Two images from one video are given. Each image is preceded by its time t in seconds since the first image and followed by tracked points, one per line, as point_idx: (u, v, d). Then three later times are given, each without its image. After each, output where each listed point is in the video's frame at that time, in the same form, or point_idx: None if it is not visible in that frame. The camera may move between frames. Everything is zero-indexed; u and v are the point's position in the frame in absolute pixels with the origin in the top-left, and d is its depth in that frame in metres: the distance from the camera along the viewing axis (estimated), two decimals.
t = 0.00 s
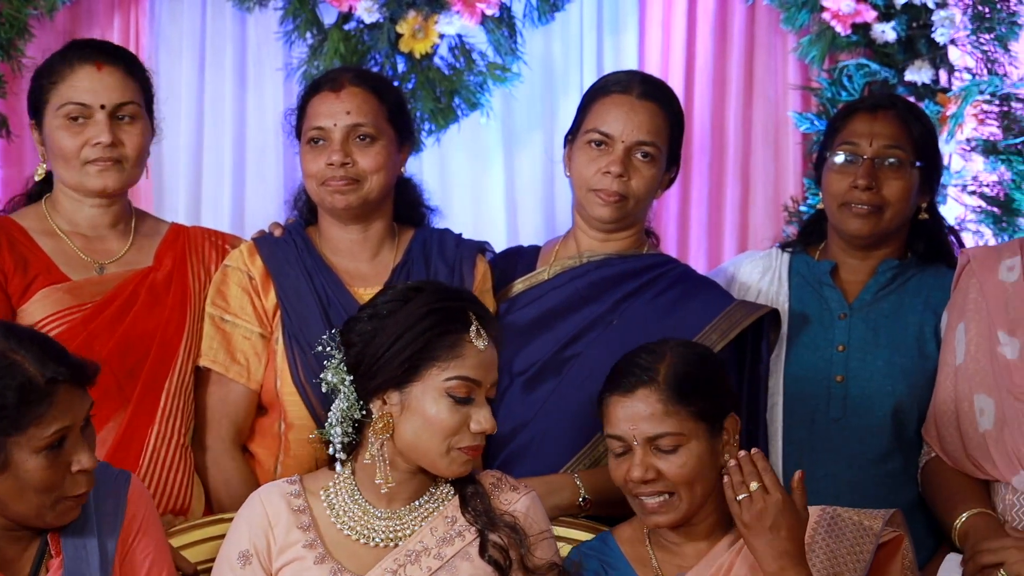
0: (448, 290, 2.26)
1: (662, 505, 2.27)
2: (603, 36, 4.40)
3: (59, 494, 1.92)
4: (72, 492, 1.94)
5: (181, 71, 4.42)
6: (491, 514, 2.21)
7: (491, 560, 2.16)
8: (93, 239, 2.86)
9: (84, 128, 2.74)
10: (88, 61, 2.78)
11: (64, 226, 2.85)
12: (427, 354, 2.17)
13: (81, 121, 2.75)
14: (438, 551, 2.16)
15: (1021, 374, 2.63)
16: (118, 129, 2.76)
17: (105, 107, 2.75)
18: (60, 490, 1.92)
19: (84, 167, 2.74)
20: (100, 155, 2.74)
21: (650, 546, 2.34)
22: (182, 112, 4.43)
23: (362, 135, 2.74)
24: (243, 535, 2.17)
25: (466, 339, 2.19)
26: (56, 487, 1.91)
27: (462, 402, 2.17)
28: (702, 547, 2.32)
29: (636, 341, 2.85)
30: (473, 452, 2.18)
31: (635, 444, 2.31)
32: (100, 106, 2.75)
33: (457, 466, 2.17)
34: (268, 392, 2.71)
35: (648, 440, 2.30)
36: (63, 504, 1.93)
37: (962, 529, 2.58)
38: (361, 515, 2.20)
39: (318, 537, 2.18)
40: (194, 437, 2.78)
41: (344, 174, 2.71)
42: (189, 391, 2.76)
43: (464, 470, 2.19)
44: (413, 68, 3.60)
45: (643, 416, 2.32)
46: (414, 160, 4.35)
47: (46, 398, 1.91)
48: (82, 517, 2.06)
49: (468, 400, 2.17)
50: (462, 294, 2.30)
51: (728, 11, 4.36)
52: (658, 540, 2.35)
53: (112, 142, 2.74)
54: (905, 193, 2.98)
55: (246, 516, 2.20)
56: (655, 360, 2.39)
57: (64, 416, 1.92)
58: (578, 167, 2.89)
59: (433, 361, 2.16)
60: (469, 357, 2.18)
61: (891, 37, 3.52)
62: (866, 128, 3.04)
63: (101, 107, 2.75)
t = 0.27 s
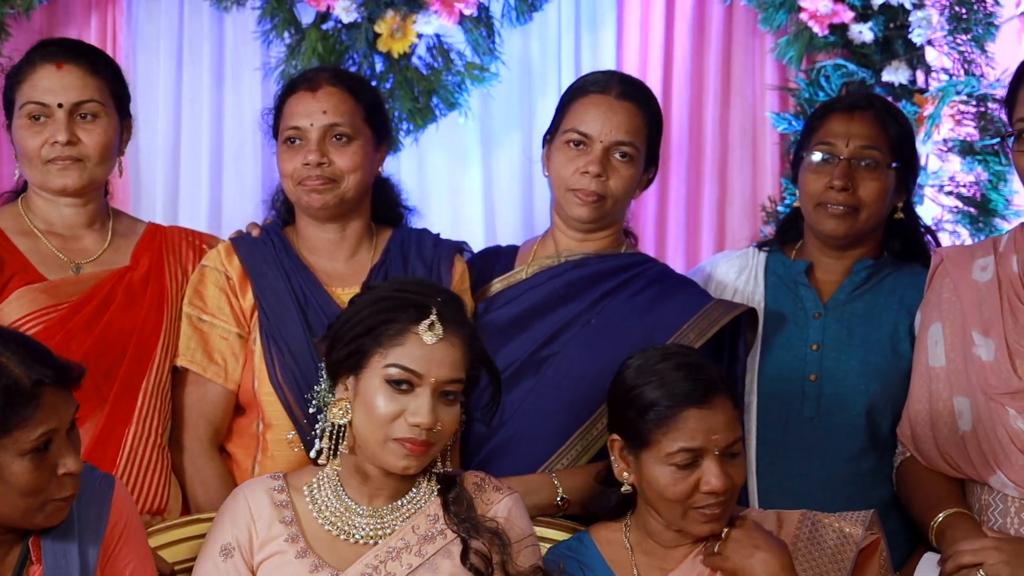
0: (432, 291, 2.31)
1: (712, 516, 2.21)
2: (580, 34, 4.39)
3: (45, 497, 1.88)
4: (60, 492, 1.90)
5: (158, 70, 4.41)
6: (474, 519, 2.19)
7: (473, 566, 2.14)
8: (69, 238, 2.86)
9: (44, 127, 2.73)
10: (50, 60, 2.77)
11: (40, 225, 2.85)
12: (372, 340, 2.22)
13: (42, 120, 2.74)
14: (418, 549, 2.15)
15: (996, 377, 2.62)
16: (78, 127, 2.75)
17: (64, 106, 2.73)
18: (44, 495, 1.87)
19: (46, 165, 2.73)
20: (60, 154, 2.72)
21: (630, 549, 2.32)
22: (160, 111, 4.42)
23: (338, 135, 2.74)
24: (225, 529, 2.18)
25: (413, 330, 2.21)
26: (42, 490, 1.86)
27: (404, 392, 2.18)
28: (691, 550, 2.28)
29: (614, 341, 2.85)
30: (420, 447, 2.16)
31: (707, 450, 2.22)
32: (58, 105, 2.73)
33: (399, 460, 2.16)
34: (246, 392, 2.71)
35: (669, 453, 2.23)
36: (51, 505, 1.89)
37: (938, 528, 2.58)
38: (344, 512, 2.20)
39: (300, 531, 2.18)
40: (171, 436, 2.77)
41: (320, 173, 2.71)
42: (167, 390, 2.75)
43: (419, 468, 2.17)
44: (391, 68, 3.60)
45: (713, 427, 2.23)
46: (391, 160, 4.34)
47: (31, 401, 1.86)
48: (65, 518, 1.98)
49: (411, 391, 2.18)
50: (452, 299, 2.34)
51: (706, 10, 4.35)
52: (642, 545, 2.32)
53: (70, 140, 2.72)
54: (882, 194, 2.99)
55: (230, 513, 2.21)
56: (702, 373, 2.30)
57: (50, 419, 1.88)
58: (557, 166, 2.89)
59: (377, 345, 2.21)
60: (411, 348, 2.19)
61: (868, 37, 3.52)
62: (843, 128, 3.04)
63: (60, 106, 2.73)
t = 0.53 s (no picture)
0: (389, 285, 2.32)
1: (739, 515, 2.19)
2: (557, 33, 4.39)
3: (22, 502, 1.87)
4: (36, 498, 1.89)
5: (135, 70, 4.40)
6: (464, 523, 2.20)
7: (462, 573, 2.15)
8: (44, 237, 2.85)
9: (16, 126, 2.72)
10: (22, 59, 2.76)
11: (14, 225, 2.84)
12: (306, 345, 2.26)
13: (13, 119, 2.73)
14: (406, 548, 2.16)
15: (970, 377, 2.62)
16: (50, 126, 2.74)
17: (35, 105, 2.73)
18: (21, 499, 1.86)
19: (18, 165, 2.73)
20: (32, 153, 2.72)
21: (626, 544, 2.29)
22: (136, 111, 4.41)
23: (313, 135, 2.74)
24: (213, 525, 2.17)
25: (334, 325, 2.24)
26: (18, 496, 1.86)
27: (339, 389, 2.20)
28: (692, 552, 2.26)
29: (590, 341, 2.86)
30: (369, 437, 2.17)
31: (747, 449, 2.18)
32: (30, 104, 2.73)
33: (355, 457, 2.17)
34: (222, 392, 2.71)
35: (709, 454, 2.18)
36: (25, 513, 1.88)
37: (914, 528, 2.58)
38: (330, 510, 2.20)
39: (288, 530, 2.18)
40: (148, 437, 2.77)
41: (296, 173, 2.70)
42: (143, 390, 2.75)
43: (379, 461, 2.18)
44: (368, 68, 3.60)
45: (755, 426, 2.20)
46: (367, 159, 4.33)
47: (10, 405, 1.85)
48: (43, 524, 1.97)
49: (346, 384, 2.20)
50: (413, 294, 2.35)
51: (683, 10, 4.35)
52: (639, 541, 2.29)
53: (42, 139, 2.71)
54: (858, 196, 2.99)
55: (217, 509, 2.20)
56: (731, 382, 2.23)
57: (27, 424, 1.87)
58: (532, 166, 2.89)
59: (309, 349, 2.25)
60: (334, 343, 2.22)
61: (845, 37, 3.53)
62: (820, 130, 3.04)
63: (31, 105, 2.73)
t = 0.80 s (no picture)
0: (340, 292, 2.27)
1: (667, 519, 2.15)
2: (536, 36, 4.36)
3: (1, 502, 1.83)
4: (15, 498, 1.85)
5: (113, 69, 4.39)
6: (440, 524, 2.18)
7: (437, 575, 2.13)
8: (21, 237, 2.85)
9: None
10: None
11: None
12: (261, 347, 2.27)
13: None
14: (385, 542, 2.15)
15: (949, 379, 2.62)
16: (26, 126, 2.73)
17: (11, 104, 2.72)
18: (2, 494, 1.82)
19: None
20: (8, 152, 2.71)
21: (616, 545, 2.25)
22: (115, 110, 4.40)
23: (292, 136, 2.73)
24: (195, 521, 2.16)
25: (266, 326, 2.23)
26: None
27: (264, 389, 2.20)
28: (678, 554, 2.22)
29: (569, 342, 2.86)
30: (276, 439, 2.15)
31: (657, 454, 2.16)
32: (6, 103, 2.72)
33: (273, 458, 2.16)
34: (200, 392, 2.71)
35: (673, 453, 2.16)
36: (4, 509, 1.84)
37: (892, 529, 2.58)
38: (307, 504, 2.19)
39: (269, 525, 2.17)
40: (125, 438, 2.76)
41: (275, 175, 2.70)
42: (121, 390, 2.74)
43: (295, 462, 2.15)
44: (348, 67, 3.59)
45: (667, 430, 2.17)
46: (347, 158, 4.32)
47: None
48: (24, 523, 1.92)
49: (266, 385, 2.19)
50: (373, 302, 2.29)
51: (662, 11, 4.36)
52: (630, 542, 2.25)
53: (18, 139, 2.71)
54: (841, 199, 3.00)
55: (201, 505, 2.19)
56: (684, 380, 2.23)
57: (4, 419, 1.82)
58: (510, 166, 2.89)
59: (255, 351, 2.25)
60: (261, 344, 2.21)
61: (824, 39, 3.53)
62: (805, 132, 3.05)
63: (7, 104, 2.72)
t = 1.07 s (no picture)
0: (335, 287, 2.22)
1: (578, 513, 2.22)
2: (515, 34, 4.38)
3: None
4: None
5: (91, 68, 4.38)
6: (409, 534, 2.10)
7: None
8: None
9: None
10: None
11: None
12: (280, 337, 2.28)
13: None
14: (363, 545, 2.11)
15: (927, 379, 2.63)
16: (4, 125, 2.73)
17: None
18: None
19: None
20: None
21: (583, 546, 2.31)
22: (93, 109, 4.39)
23: (270, 136, 2.73)
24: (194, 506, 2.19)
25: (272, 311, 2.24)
26: None
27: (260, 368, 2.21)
28: (639, 554, 2.28)
29: (548, 342, 2.86)
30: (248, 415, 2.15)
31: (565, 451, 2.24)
32: None
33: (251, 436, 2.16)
34: (178, 393, 2.71)
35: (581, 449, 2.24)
36: None
37: (870, 528, 2.59)
38: (295, 500, 2.17)
39: (259, 516, 2.17)
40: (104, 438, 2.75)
41: (253, 175, 2.70)
42: (100, 389, 2.74)
43: (262, 442, 2.14)
44: (327, 67, 3.59)
45: (580, 426, 2.24)
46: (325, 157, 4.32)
47: None
48: None
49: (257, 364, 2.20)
50: (373, 301, 2.20)
51: (641, 12, 4.34)
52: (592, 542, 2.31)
53: None
54: (821, 200, 3.01)
55: (202, 492, 2.21)
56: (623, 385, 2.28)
57: None
58: (488, 166, 2.89)
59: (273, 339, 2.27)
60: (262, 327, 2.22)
61: (802, 39, 3.53)
62: (785, 133, 3.06)
63: None
